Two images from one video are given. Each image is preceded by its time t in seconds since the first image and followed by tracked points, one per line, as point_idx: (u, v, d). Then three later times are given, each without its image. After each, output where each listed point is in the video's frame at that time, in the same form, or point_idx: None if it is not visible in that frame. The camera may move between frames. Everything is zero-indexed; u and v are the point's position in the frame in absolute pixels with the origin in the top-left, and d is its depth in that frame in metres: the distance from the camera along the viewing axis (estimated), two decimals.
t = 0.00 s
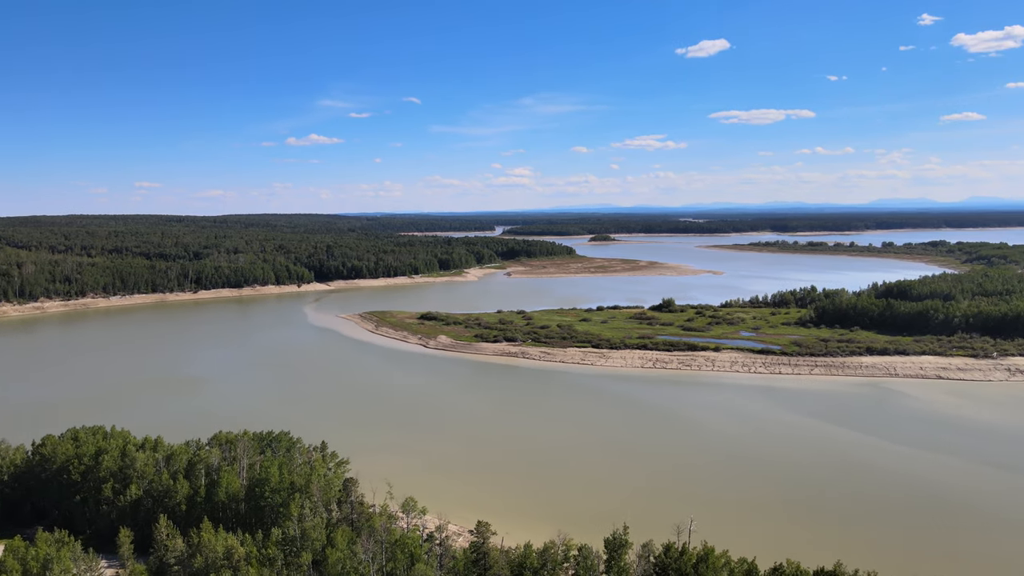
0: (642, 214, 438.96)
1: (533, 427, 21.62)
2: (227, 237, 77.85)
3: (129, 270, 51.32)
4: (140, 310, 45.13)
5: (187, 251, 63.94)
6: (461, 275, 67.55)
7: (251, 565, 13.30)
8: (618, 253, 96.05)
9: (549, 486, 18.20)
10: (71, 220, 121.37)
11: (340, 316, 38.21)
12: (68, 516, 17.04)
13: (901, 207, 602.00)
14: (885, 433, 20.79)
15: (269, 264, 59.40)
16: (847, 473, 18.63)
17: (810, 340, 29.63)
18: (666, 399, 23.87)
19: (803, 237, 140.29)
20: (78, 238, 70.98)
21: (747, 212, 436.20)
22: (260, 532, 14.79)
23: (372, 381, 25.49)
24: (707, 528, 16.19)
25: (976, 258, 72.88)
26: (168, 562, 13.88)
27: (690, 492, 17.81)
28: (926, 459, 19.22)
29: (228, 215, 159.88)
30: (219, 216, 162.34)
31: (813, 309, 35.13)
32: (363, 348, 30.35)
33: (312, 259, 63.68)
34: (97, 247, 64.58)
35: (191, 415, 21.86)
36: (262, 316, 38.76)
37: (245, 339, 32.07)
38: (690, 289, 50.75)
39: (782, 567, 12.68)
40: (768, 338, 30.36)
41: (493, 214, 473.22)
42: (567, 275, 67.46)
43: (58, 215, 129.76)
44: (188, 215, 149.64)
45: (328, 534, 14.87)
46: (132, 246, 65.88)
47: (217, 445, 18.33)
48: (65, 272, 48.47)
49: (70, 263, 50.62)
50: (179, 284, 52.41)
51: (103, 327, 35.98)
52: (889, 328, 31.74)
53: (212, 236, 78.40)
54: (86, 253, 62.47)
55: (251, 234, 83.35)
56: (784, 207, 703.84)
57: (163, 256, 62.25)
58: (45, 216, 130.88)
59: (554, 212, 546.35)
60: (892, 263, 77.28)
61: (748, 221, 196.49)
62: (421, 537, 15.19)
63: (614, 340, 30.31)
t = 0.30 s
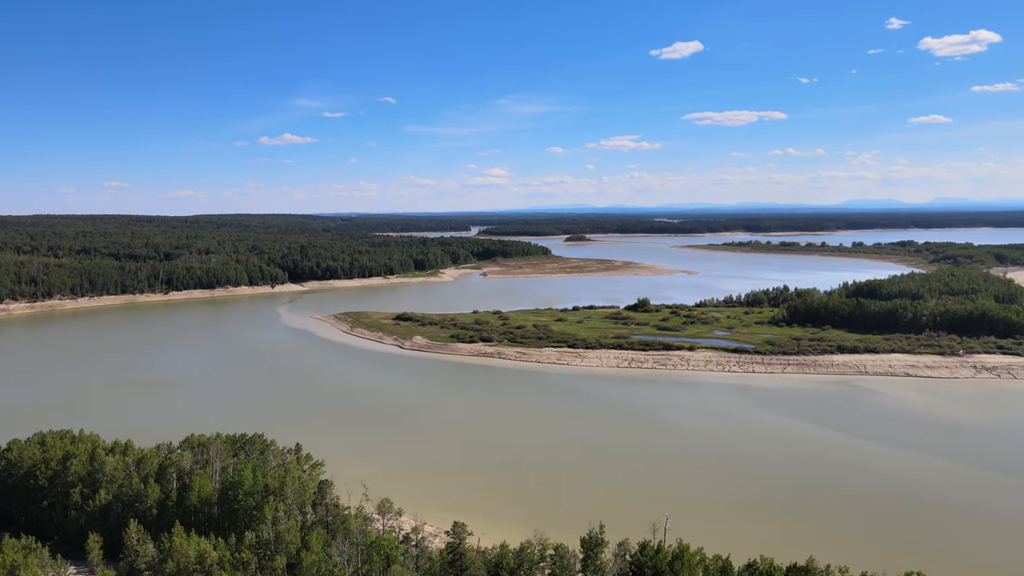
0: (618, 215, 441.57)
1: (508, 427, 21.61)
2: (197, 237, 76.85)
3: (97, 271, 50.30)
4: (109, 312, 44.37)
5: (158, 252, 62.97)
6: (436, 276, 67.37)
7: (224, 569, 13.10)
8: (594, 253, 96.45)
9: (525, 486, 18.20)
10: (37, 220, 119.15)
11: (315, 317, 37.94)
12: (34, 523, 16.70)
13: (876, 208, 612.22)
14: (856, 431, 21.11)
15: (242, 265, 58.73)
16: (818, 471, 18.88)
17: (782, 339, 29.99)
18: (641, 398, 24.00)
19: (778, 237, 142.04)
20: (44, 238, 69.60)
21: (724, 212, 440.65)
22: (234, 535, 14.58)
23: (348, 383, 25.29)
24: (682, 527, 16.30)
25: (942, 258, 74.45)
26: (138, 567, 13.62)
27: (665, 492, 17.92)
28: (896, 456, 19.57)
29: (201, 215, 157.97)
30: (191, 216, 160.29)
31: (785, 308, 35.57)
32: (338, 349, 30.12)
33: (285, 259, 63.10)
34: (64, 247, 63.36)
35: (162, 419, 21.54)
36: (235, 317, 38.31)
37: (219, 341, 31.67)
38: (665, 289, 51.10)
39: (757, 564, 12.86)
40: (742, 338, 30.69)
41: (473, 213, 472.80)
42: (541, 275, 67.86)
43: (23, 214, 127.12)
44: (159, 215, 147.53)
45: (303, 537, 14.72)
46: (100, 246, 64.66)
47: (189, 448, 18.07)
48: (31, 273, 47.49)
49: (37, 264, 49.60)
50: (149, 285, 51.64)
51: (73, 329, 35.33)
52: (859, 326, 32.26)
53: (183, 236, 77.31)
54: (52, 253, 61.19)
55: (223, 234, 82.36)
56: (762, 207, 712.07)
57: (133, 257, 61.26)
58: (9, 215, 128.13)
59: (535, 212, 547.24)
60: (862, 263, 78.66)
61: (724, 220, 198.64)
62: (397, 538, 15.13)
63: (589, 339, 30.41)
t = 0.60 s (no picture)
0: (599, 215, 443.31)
1: (485, 427, 21.60)
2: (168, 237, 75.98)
3: (67, 272, 49.39)
4: (79, 313, 43.58)
5: (129, 253, 62.01)
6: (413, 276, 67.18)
7: (199, 573, 12.95)
8: (572, 252, 96.77)
9: (502, 486, 18.20)
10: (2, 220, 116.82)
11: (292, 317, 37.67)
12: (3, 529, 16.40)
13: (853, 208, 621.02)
14: (830, 428, 21.40)
15: (216, 265, 58.05)
16: (793, 468, 19.10)
17: (757, 338, 30.30)
18: (618, 398, 24.13)
19: (756, 237, 143.49)
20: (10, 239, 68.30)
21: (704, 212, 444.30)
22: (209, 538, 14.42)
23: (325, 383, 25.12)
24: (660, 526, 16.39)
25: (913, 258, 75.75)
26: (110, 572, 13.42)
27: (642, 490, 18.02)
28: (867, 452, 19.90)
29: (173, 215, 156.03)
30: (163, 216, 158.24)
31: (760, 307, 35.93)
32: (314, 350, 29.89)
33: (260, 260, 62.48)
34: (32, 248, 62.15)
35: (135, 422, 21.26)
36: (209, 319, 37.84)
37: (193, 342, 31.28)
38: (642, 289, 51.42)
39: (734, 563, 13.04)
40: (717, 337, 30.99)
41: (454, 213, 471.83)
42: (519, 275, 68.03)
43: None
44: (130, 215, 145.44)
45: (279, 540, 14.59)
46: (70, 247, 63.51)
47: (162, 451, 17.83)
48: None
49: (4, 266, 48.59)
50: (120, 287, 50.87)
51: (43, 331, 34.67)
52: (832, 325, 32.69)
53: (155, 237, 76.28)
54: (20, 254, 59.98)
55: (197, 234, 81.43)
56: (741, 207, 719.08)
57: (103, 257, 60.29)
58: None
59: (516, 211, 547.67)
60: (835, 262, 79.76)
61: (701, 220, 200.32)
62: (374, 540, 15.07)
63: (567, 339, 30.49)
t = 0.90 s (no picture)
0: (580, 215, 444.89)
1: (462, 428, 21.55)
2: (140, 237, 75.32)
3: (36, 273, 48.45)
4: (49, 315, 42.78)
5: (100, 254, 61.04)
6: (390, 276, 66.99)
7: None
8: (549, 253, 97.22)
9: (480, 487, 18.17)
10: None
11: (268, 318, 37.33)
12: None
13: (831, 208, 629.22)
14: (804, 426, 21.66)
15: (190, 266, 57.35)
16: (768, 466, 19.30)
17: (733, 337, 30.58)
18: (596, 397, 24.21)
19: (735, 238, 144.86)
20: None
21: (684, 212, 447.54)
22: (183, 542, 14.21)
23: (301, 385, 24.91)
24: (638, 525, 16.46)
25: (884, 258, 77.04)
26: None
27: (619, 489, 18.09)
28: (841, 450, 20.16)
29: (145, 215, 154.06)
30: (135, 216, 156.10)
31: (736, 306, 36.27)
32: (290, 351, 29.62)
33: (235, 260, 61.83)
34: None
35: (108, 425, 20.96)
36: (184, 320, 37.36)
37: (168, 344, 30.87)
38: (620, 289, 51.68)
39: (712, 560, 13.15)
40: (694, 336, 31.24)
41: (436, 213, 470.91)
42: (499, 275, 67.97)
43: None
44: (101, 215, 143.33)
45: (255, 543, 14.43)
46: (38, 248, 62.32)
47: (135, 454, 17.58)
48: None
49: None
50: (91, 288, 50.07)
51: (13, 333, 34.00)
52: (807, 324, 33.09)
53: (126, 237, 75.28)
54: None
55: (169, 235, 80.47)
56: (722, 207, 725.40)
57: (73, 258, 59.26)
58: None
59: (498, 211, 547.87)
60: (809, 262, 80.88)
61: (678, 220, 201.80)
62: (351, 542, 14.97)
63: (545, 340, 30.53)
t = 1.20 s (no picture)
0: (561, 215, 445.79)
1: (439, 428, 21.52)
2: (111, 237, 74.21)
3: (4, 274, 47.54)
4: (18, 317, 41.95)
5: (70, 255, 60.00)
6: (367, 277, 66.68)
7: None
8: (527, 253, 97.48)
9: (458, 487, 18.16)
10: None
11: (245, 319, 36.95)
12: None
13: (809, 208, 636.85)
14: (779, 424, 21.91)
15: (163, 267, 56.59)
16: (744, 464, 19.50)
17: (709, 336, 30.84)
18: (573, 397, 24.28)
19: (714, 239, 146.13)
20: None
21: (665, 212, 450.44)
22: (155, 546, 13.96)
23: (277, 386, 24.68)
24: (615, 524, 16.53)
25: (857, 257, 78.21)
26: None
27: (596, 489, 18.17)
28: (815, 447, 20.44)
29: (117, 215, 151.84)
30: (106, 216, 153.74)
31: (713, 305, 36.58)
32: (266, 352, 29.34)
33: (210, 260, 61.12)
34: None
35: (79, 428, 20.66)
36: (157, 322, 36.85)
37: (141, 346, 30.41)
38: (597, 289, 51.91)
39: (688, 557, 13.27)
40: (671, 336, 31.46)
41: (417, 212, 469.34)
42: (476, 275, 68.13)
43: None
44: (71, 215, 140.97)
45: (229, 547, 14.24)
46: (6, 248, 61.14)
47: (107, 458, 17.31)
48: None
49: None
50: (61, 289, 49.23)
51: None
52: (782, 323, 33.47)
53: (96, 237, 74.14)
54: None
55: (141, 235, 79.38)
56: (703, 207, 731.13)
57: (42, 259, 58.20)
58: None
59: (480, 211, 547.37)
60: (784, 262, 81.90)
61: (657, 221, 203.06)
62: (328, 544, 14.87)
63: (523, 340, 30.53)
